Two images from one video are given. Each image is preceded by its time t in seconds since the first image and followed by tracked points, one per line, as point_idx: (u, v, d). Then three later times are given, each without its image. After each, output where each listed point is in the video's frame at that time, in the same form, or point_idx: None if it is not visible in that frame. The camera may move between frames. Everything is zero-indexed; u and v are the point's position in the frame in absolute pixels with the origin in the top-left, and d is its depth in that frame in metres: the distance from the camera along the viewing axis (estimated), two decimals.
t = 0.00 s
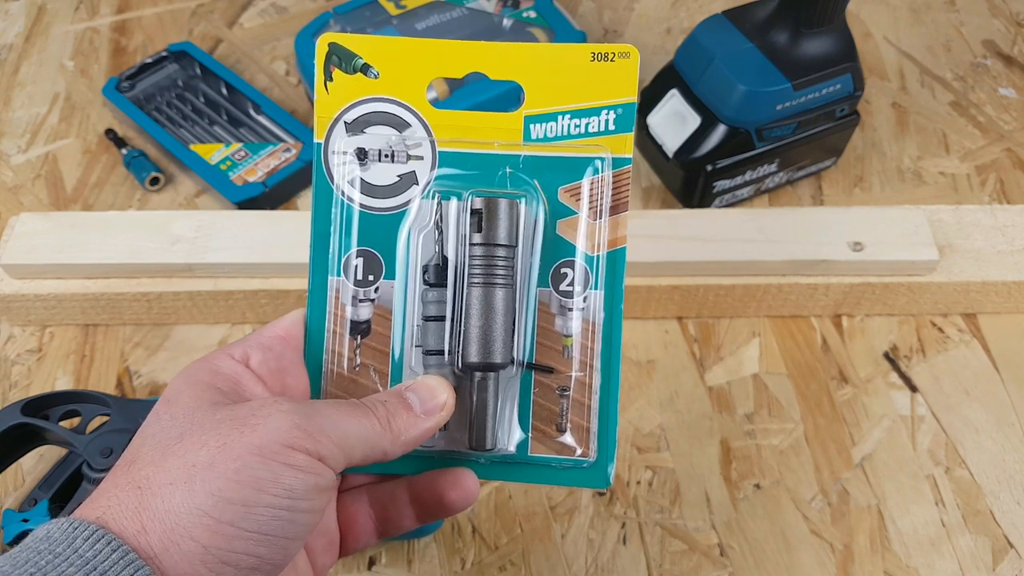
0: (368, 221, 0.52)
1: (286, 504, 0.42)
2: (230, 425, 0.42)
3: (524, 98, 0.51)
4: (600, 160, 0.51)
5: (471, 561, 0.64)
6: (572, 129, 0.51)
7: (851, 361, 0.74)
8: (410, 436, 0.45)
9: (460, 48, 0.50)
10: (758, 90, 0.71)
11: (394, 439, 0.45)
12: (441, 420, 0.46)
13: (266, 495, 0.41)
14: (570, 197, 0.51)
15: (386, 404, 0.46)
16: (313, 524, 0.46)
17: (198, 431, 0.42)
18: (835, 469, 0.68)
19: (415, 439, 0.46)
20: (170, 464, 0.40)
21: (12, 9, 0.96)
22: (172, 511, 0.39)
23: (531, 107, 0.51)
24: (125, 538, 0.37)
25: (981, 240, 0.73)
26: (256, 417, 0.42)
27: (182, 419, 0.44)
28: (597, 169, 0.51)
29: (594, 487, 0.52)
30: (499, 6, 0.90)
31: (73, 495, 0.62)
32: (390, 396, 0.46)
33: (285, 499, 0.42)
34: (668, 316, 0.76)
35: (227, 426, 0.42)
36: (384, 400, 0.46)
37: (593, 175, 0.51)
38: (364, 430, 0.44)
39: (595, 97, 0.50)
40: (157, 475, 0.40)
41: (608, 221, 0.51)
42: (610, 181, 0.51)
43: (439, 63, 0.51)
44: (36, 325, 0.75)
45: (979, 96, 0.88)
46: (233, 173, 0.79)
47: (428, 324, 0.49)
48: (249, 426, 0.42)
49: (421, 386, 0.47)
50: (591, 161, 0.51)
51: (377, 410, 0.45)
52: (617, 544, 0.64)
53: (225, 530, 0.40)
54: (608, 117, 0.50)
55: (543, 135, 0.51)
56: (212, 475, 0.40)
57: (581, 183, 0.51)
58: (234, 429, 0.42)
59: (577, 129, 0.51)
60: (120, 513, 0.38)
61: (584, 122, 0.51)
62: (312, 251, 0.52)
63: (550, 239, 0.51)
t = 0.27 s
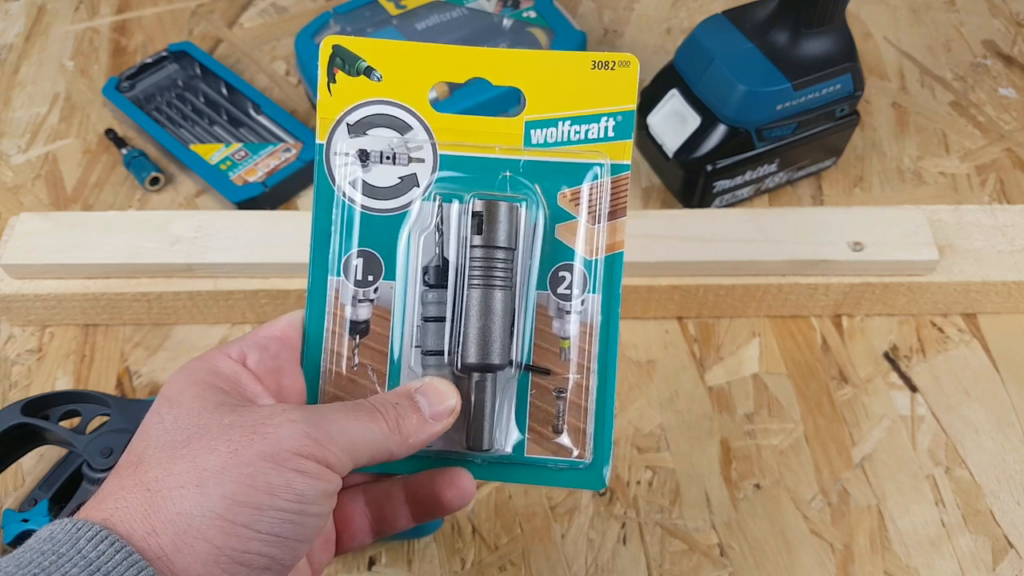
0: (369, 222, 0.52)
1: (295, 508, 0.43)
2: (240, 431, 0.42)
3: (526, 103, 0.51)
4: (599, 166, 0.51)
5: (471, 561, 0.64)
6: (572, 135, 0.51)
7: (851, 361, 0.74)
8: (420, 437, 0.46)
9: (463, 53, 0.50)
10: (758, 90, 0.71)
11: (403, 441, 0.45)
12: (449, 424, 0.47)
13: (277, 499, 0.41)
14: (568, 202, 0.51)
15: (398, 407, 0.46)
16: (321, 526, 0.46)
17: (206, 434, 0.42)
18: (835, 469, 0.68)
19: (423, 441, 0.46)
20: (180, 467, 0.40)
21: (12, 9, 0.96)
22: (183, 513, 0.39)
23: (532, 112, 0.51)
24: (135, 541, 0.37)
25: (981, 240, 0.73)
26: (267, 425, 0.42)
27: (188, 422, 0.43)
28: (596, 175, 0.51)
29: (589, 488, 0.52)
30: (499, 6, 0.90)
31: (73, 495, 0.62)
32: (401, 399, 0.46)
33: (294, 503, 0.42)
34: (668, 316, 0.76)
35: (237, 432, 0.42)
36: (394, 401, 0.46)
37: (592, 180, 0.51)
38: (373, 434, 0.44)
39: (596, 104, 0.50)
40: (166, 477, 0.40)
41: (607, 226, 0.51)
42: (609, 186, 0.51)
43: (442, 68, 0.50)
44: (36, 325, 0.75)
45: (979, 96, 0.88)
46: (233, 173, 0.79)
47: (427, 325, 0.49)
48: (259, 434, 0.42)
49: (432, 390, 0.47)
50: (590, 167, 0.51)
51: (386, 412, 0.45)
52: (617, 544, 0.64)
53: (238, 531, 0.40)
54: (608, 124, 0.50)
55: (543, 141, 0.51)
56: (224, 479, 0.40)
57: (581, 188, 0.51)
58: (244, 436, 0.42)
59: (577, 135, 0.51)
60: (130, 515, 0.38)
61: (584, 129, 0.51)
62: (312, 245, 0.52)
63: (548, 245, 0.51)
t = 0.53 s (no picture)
0: (370, 216, 0.51)
1: (299, 502, 0.43)
2: (244, 428, 0.42)
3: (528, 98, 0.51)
4: (600, 162, 0.51)
5: (471, 561, 0.64)
6: (573, 131, 0.51)
7: (851, 361, 0.74)
8: (424, 431, 0.45)
9: (465, 47, 0.50)
10: (758, 90, 0.71)
11: (406, 434, 0.45)
12: (453, 420, 0.47)
13: (284, 493, 0.42)
14: (570, 197, 0.51)
15: (406, 399, 0.45)
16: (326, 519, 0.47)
17: (210, 430, 0.42)
18: (835, 469, 0.68)
19: (429, 434, 0.46)
20: (184, 463, 0.40)
21: (12, 9, 0.96)
22: (190, 509, 0.39)
23: (534, 107, 0.50)
24: (141, 536, 0.37)
25: (981, 240, 0.73)
26: (271, 421, 0.42)
27: (189, 418, 0.43)
28: (597, 171, 0.51)
29: (588, 483, 0.52)
30: (499, 6, 0.90)
31: (73, 495, 0.62)
32: (410, 391, 0.46)
33: (300, 498, 0.43)
34: (668, 316, 0.76)
35: (241, 428, 0.42)
36: (401, 393, 0.46)
37: (593, 177, 0.51)
38: (377, 425, 0.44)
39: (598, 100, 0.50)
40: (171, 473, 0.40)
41: (607, 222, 0.51)
42: (611, 183, 0.51)
43: (444, 62, 0.50)
44: (36, 325, 0.75)
45: (979, 96, 0.88)
46: (233, 173, 0.79)
47: (427, 319, 0.49)
48: (264, 430, 0.42)
49: (439, 386, 0.47)
50: (591, 163, 0.51)
51: (392, 403, 0.45)
52: (617, 544, 0.64)
53: (245, 525, 0.41)
54: (610, 121, 0.50)
55: (545, 136, 0.51)
56: (230, 474, 0.40)
57: (585, 184, 0.51)
58: (249, 432, 0.42)
59: (579, 130, 0.51)
60: (136, 511, 0.38)
61: (586, 125, 0.50)
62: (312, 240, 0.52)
63: (549, 240, 0.51)
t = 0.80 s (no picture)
0: (367, 216, 0.51)
1: (300, 500, 0.43)
2: (242, 427, 0.42)
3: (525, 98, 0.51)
4: (598, 161, 0.51)
5: (471, 561, 0.64)
6: (571, 129, 0.51)
7: (851, 361, 0.74)
8: (421, 431, 0.46)
9: (461, 46, 0.50)
10: (758, 90, 0.71)
11: (404, 434, 0.45)
12: (451, 420, 0.47)
13: (283, 492, 0.42)
14: (567, 196, 0.51)
15: (403, 400, 0.45)
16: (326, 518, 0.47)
17: (207, 431, 0.42)
18: (835, 469, 0.68)
19: (427, 433, 0.46)
20: (183, 463, 0.40)
21: (12, 9, 0.96)
22: (190, 508, 0.39)
23: (531, 107, 0.51)
24: (141, 537, 0.37)
25: (981, 240, 0.73)
26: (269, 420, 0.42)
27: (186, 420, 0.43)
28: (595, 170, 0.51)
29: (586, 483, 0.52)
30: (499, 6, 0.90)
31: (73, 495, 0.62)
32: (406, 391, 0.46)
33: (299, 496, 0.43)
34: (668, 316, 0.76)
35: (239, 428, 0.42)
36: (400, 394, 0.46)
37: (591, 176, 0.51)
38: (373, 425, 0.44)
39: (595, 99, 0.50)
40: (171, 474, 0.40)
41: (605, 221, 0.51)
42: (608, 182, 0.51)
43: (440, 62, 0.51)
44: (36, 325, 0.75)
45: (979, 96, 0.88)
46: (233, 173, 0.79)
47: (425, 319, 0.49)
48: (263, 429, 0.42)
49: (437, 385, 0.47)
50: (589, 162, 0.51)
51: (390, 403, 0.45)
52: (617, 544, 0.64)
53: (246, 525, 0.41)
54: (607, 119, 0.50)
55: (542, 135, 0.51)
56: (229, 474, 0.40)
57: (581, 183, 0.51)
58: (247, 431, 0.42)
59: (576, 129, 0.51)
60: (136, 511, 0.38)
61: (583, 123, 0.51)
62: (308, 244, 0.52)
63: (546, 239, 0.51)
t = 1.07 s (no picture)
0: (365, 210, 0.51)
1: (309, 495, 0.43)
2: (253, 421, 0.42)
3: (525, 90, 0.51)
4: (601, 158, 0.50)
5: (471, 561, 0.64)
6: (573, 124, 0.50)
7: (851, 361, 0.74)
8: (420, 434, 0.46)
9: (462, 36, 0.50)
10: (758, 90, 0.71)
11: (403, 439, 0.46)
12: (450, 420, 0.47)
13: (293, 486, 0.42)
14: (567, 192, 0.50)
15: (401, 405, 0.46)
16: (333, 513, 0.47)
17: (217, 424, 0.42)
18: (835, 469, 0.68)
19: (426, 435, 0.47)
20: (193, 456, 0.40)
21: (12, 9, 0.95)
22: (201, 503, 0.39)
23: (532, 99, 0.50)
24: (149, 531, 0.37)
25: (981, 240, 0.73)
26: (280, 415, 0.42)
27: (194, 413, 0.43)
28: (598, 167, 0.50)
29: (581, 477, 0.53)
30: (499, 6, 0.90)
31: (73, 495, 0.62)
32: (405, 395, 0.46)
33: (309, 491, 0.42)
34: (668, 316, 0.76)
35: (250, 422, 0.42)
36: (398, 398, 0.46)
37: (593, 172, 0.50)
38: (375, 429, 0.45)
39: (598, 94, 0.50)
40: (180, 468, 0.40)
41: (607, 218, 0.51)
42: (611, 179, 0.50)
43: (440, 51, 0.50)
44: (36, 325, 0.75)
45: (979, 96, 0.88)
46: (233, 173, 0.79)
47: (424, 318, 0.49)
48: (273, 424, 0.42)
49: (433, 386, 0.47)
50: (592, 159, 0.50)
51: (391, 409, 0.45)
52: (617, 544, 0.64)
53: (256, 518, 0.41)
54: (611, 114, 0.50)
55: (544, 129, 0.50)
56: (240, 469, 0.40)
57: (584, 178, 0.50)
58: (258, 426, 0.42)
59: (579, 124, 0.50)
60: (144, 505, 0.38)
61: (586, 118, 0.50)
62: (306, 236, 0.52)
63: (550, 236, 0.51)
